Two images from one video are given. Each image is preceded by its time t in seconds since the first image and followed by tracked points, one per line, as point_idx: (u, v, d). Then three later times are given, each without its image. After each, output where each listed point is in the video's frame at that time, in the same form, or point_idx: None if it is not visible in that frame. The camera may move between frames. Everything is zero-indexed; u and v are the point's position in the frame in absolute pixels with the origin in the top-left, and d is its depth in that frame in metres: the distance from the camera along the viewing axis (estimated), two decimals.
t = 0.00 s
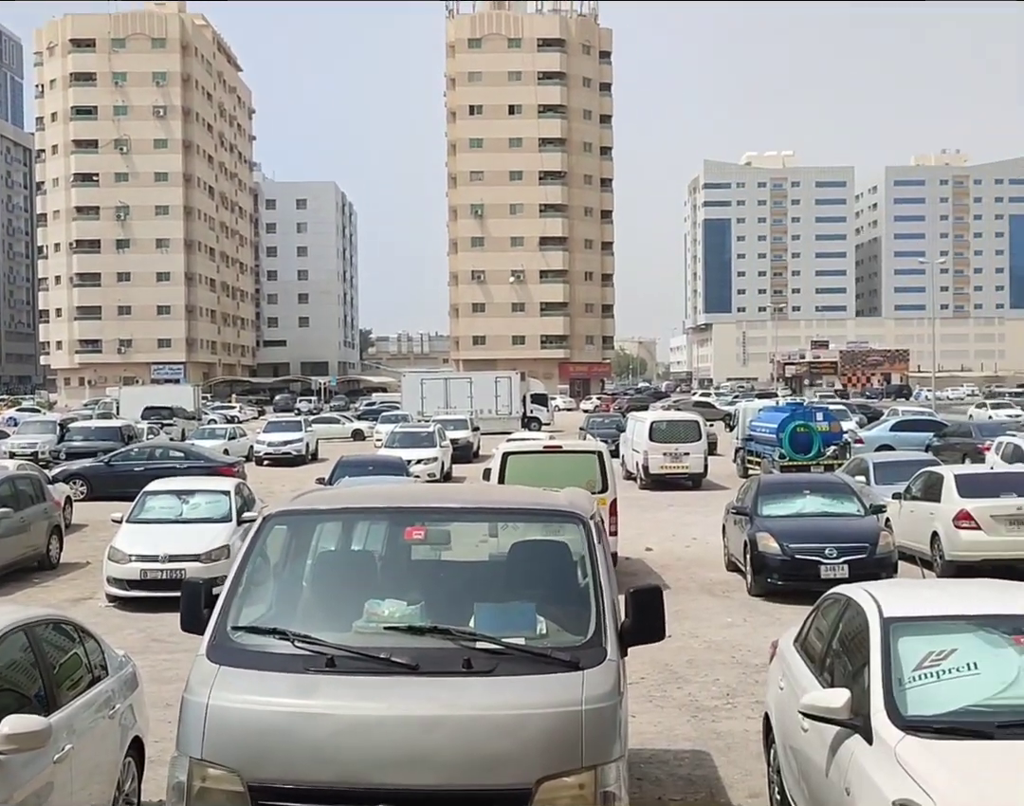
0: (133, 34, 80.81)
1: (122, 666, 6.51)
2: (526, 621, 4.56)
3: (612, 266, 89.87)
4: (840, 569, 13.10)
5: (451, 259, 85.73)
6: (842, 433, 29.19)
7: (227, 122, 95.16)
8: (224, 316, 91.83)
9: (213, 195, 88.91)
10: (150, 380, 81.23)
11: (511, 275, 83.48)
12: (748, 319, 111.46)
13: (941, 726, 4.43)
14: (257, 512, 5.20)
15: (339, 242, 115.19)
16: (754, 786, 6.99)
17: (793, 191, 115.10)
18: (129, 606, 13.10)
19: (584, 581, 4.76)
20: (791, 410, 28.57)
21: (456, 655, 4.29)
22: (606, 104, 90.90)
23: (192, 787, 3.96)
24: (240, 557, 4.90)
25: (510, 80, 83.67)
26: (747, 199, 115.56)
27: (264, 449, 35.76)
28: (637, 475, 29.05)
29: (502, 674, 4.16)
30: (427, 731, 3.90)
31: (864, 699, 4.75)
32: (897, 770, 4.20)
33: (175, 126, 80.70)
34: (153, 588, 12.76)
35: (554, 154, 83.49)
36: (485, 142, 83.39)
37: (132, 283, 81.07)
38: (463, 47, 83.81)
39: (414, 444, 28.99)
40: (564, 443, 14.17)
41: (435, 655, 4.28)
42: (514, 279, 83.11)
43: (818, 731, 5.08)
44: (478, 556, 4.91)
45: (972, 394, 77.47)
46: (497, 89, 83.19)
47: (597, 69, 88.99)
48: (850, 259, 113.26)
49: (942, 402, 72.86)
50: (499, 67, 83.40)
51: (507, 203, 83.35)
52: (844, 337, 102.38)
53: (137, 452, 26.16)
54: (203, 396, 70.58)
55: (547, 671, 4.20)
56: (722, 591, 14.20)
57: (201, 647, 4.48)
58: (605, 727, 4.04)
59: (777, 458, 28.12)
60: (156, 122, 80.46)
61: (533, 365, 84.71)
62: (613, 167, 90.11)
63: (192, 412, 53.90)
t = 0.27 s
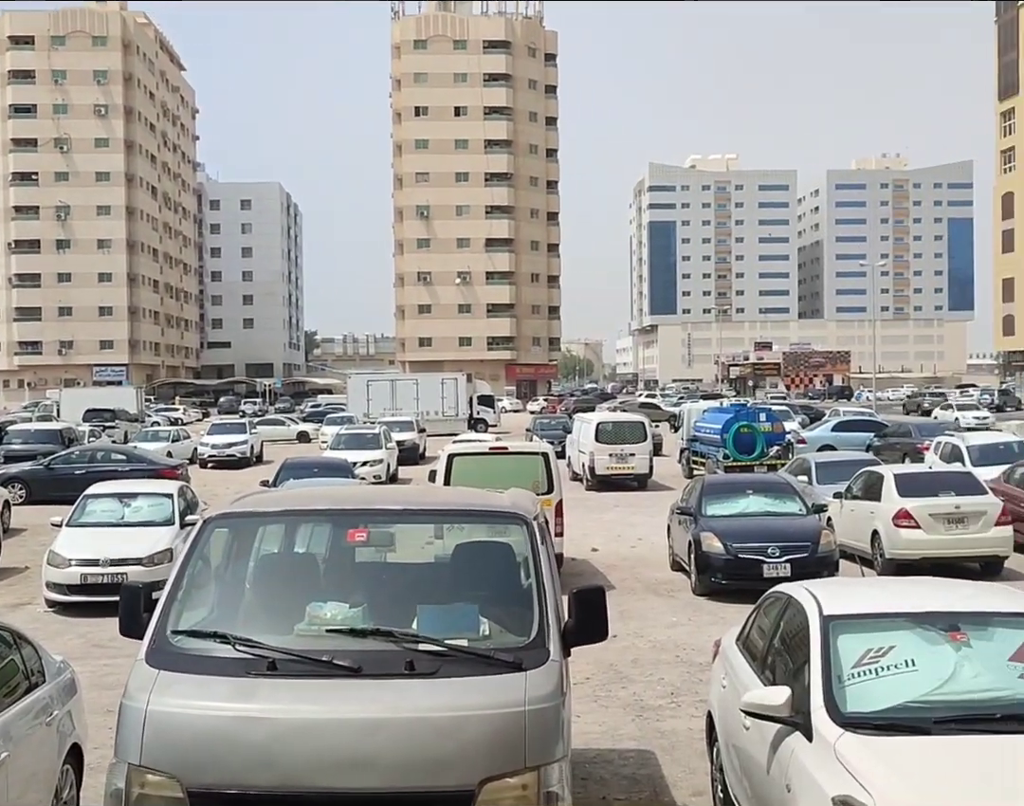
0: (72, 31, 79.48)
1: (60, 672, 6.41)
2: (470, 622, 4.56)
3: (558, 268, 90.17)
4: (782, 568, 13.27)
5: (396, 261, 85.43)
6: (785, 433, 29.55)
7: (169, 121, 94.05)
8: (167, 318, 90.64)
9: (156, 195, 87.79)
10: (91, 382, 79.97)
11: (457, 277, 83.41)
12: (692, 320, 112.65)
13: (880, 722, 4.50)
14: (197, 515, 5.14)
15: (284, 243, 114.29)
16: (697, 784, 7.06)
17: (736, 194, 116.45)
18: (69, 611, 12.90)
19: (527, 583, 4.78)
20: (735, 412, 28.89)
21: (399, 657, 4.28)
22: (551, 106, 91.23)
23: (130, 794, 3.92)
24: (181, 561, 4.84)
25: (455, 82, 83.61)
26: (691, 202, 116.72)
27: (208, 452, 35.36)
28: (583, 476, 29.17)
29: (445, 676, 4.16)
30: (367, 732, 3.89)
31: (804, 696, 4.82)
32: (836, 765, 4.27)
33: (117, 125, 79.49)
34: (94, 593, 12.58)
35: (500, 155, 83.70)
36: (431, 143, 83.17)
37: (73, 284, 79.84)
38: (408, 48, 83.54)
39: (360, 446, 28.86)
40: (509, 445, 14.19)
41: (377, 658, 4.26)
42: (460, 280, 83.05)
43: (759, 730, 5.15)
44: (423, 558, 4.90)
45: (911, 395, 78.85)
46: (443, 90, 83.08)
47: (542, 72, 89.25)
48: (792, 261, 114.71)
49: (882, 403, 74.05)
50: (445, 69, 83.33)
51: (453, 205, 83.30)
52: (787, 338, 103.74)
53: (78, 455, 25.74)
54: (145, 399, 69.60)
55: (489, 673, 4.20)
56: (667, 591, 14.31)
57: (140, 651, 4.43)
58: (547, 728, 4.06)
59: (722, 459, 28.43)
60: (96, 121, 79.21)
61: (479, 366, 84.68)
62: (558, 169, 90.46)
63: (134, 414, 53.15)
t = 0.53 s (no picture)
0: (21, 28, 78.24)
1: (8, 678, 6.31)
2: (423, 625, 4.56)
3: (514, 269, 90.30)
4: (736, 568, 13.39)
5: (352, 262, 85.05)
6: (739, 434, 29.81)
7: (121, 120, 92.94)
8: (120, 319, 89.55)
9: (107, 195, 86.69)
10: (42, 384, 78.83)
11: (413, 277, 83.28)
12: (648, 322, 113.44)
13: (831, 720, 4.55)
14: (150, 518, 5.09)
15: (238, 243, 113.35)
16: (650, 784, 7.11)
17: (691, 196, 117.33)
18: (19, 616, 12.70)
19: (480, 584, 4.78)
20: (690, 413, 29.10)
21: (352, 660, 4.26)
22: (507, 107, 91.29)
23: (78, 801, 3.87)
24: (130, 563, 4.79)
25: (411, 83, 83.40)
26: (646, 204, 117.42)
27: (161, 454, 34.99)
28: (539, 477, 29.23)
29: (399, 678, 4.15)
30: (320, 734, 3.87)
31: (756, 695, 4.87)
32: (788, 763, 4.32)
33: (68, 124, 78.39)
34: (44, 597, 12.40)
35: (455, 157, 83.66)
36: (386, 144, 82.83)
37: (22, 285, 78.72)
38: (364, 48, 83.17)
39: (315, 448, 28.69)
40: (464, 446, 14.18)
41: (329, 661, 4.24)
42: (416, 281, 82.90)
43: (713, 729, 5.20)
44: (377, 560, 4.89)
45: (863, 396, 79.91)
46: (399, 91, 82.83)
47: (498, 73, 89.27)
48: (746, 263, 115.84)
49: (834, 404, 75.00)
50: (400, 70, 83.12)
51: (409, 206, 83.08)
52: (741, 340, 104.77)
53: (28, 458, 25.35)
54: (96, 400, 68.73)
55: (442, 675, 4.20)
56: (623, 592, 14.39)
57: (88, 656, 4.38)
58: (501, 728, 4.06)
59: (677, 459, 28.64)
60: (47, 120, 78.05)
61: (435, 367, 84.58)
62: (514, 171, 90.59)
63: (85, 416, 52.42)
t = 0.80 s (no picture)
0: None
1: None
2: (387, 623, 4.56)
3: (480, 268, 90.27)
4: (701, 566, 13.48)
5: (317, 261, 84.61)
6: (704, 432, 29.98)
7: (84, 117, 91.98)
8: (82, 318, 88.56)
9: (69, 192, 85.72)
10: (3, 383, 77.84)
11: (379, 276, 83.05)
12: (614, 321, 113.89)
13: (793, 717, 4.60)
14: (111, 518, 5.05)
15: (202, 242, 112.45)
16: (615, 782, 7.13)
17: (657, 196, 117.87)
18: None
19: (444, 584, 4.78)
20: (655, 412, 29.24)
21: (315, 660, 4.26)
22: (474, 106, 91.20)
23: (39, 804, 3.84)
24: (92, 562, 4.75)
25: (376, 81, 83.21)
26: (612, 204, 117.81)
27: (124, 454, 34.66)
28: (505, 476, 29.26)
29: (363, 678, 4.16)
30: (282, 735, 3.86)
31: (720, 692, 4.91)
32: (751, 759, 4.36)
33: (29, 121, 77.38)
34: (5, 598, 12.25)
35: (421, 155, 83.50)
36: (352, 142, 82.47)
37: None
38: (329, 46, 82.82)
39: (280, 447, 28.53)
40: (429, 446, 14.16)
41: (293, 661, 4.24)
42: (382, 279, 82.65)
43: (677, 726, 5.24)
44: (342, 560, 4.88)
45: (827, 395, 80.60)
46: (364, 89, 82.57)
47: (464, 71, 89.14)
48: (711, 261, 116.54)
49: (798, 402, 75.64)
50: (365, 68, 82.87)
51: (374, 204, 82.73)
52: (706, 339, 105.41)
53: None
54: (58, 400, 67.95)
55: (406, 674, 4.20)
56: (589, 590, 14.43)
57: (49, 657, 4.34)
58: (465, 728, 4.07)
59: (642, 458, 28.78)
60: (7, 117, 76.99)
61: (402, 366, 84.39)
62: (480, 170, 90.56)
63: (46, 415, 51.81)
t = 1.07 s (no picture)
0: None
1: None
2: (361, 619, 4.56)
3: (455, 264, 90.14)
4: (675, 562, 13.55)
5: (291, 257, 84.17)
6: (678, 429, 30.08)
7: (55, 112, 91.11)
8: (54, 314, 87.73)
9: (41, 187, 84.86)
10: None
11: (353, 272, 82.72)
12: (588, 318, 114.15)
13: (766, 711, 4.63)
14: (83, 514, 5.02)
15: (175, 237, 111.65)
16: (589, 777, 7.16)
17: (632, 193, 118.07)
18: None
19: (418, 580, 4.79)
20: (630, 408, 29.31)
21: (289, 656, 4.25)
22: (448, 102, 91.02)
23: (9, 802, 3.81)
24: (63, 558, 4.73)
25: (351, 77, 83.00)
26: (587, 201, 117.90)
27: (96, 450, 34.38)
28: (480, 472, 29.26)
29: (337, 675, 4.15)
30: (255, 731, 3.85)
31: (692, 688, 4.95)
32: (722, 753, 4.40)
33: None
34: None
35: (396, 151, 83.30)
36: (326, 137, 82.18)
37: None
38: (303, 41, 82.41)
39: (254, 444, 28.40)
40: (404, 442, 14.14)
41: (265, 657, 4.23)
42: (356, 276, 82.36)
43: (651, 721, 5.27)
44: (316, 556, 4.87)
45: (800, 392, 81.11)
46: (339, 84, 82.33)
47: (438, 67, 88.88)
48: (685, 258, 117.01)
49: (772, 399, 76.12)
50: (339, 63, 82.53)
51: (349, 200, 82.34)
52: (681, 335, 105.81)
53: None
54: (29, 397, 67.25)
55: (379, 670, 4.20)
56: (563, 586, 14.46)
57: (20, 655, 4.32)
58: (438, 725, 4.07)
59: (617, 454, 28.87)
60: None
61: (376, 363, 84.17)
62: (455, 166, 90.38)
63: (16, 411, 51.27)
